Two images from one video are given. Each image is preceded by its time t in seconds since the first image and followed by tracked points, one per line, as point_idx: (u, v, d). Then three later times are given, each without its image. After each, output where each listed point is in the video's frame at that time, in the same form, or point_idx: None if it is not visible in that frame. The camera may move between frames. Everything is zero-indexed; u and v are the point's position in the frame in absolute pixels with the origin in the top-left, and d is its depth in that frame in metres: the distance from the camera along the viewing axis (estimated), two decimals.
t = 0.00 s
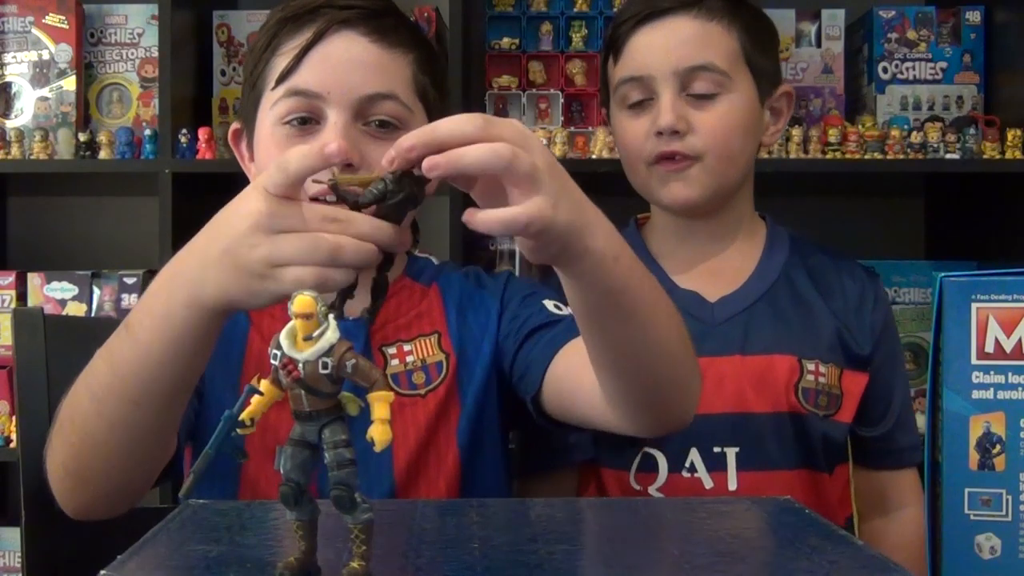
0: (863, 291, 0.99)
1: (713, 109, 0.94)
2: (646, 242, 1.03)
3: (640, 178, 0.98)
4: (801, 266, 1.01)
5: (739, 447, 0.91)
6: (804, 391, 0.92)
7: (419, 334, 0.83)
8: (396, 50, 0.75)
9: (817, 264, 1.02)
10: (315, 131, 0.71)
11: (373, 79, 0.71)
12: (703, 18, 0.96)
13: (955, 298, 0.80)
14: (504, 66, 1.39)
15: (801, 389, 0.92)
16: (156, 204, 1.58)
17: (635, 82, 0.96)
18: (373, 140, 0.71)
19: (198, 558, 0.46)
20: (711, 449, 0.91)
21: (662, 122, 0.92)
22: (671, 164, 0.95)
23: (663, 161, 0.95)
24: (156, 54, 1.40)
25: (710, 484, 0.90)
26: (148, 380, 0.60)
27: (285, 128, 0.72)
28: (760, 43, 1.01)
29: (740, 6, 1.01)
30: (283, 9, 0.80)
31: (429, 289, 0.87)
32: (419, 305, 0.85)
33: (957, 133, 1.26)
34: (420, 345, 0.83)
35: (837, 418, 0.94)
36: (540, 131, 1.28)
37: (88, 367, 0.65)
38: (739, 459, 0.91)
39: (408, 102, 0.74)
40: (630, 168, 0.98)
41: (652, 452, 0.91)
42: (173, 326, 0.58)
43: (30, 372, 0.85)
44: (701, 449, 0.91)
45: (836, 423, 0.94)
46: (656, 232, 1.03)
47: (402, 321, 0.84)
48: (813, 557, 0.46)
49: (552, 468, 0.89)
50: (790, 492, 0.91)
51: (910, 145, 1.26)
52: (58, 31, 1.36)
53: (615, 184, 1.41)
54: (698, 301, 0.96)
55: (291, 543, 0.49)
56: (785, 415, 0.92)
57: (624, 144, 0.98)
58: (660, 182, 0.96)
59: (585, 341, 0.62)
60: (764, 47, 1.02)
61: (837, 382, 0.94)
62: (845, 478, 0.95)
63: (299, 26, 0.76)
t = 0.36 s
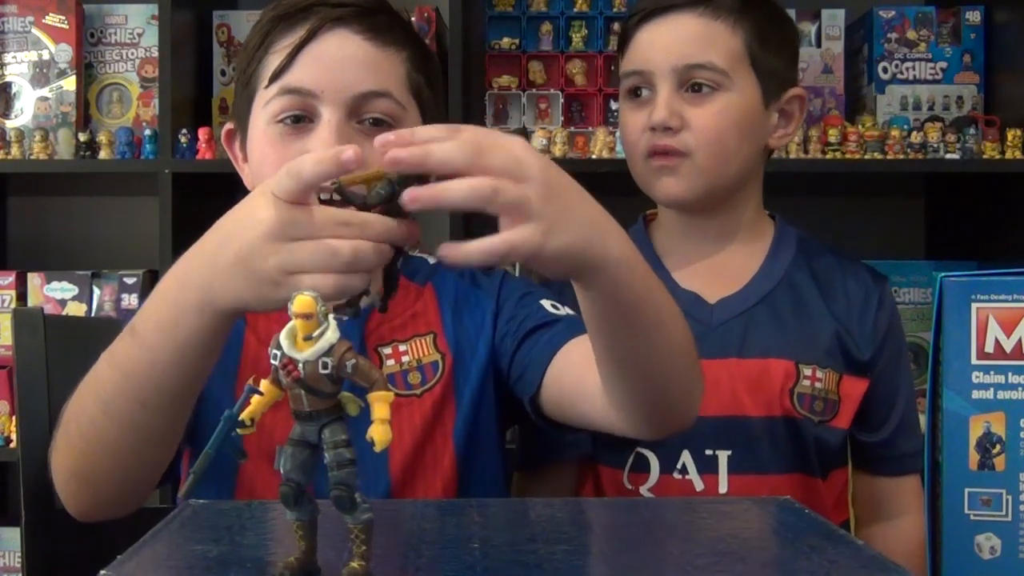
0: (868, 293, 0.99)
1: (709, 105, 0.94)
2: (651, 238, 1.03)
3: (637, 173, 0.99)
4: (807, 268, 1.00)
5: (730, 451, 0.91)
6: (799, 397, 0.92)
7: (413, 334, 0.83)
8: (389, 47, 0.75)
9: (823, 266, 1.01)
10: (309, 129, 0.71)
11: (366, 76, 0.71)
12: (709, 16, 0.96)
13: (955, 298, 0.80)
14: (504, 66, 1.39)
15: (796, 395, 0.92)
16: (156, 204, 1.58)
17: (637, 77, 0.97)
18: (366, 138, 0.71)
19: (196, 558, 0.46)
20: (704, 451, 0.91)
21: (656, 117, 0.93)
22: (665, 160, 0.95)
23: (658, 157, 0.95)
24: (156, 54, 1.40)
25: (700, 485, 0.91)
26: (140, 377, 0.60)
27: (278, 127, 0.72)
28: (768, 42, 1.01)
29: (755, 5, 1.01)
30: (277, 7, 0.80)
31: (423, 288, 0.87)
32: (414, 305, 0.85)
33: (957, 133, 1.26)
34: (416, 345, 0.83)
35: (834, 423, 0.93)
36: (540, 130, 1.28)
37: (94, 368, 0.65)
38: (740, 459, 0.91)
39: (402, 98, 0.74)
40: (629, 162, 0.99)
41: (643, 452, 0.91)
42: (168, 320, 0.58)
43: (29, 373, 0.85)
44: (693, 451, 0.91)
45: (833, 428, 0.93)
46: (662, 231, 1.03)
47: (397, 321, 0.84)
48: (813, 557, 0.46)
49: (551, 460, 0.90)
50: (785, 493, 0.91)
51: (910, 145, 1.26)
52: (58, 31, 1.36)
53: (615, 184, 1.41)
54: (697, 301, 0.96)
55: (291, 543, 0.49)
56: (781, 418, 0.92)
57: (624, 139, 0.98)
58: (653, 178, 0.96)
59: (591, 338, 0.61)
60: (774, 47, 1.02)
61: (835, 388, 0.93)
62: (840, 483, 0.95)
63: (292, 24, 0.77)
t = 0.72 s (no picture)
0: (866, 295, 0.98)
1: (711, 106, 0.94)
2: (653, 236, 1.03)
3: (635, 171, 0.99)
4: (806, 270, 1.00)
5: (718, 453, 0.91)
6: (790, 398, 0.92)
7: (417, 341, 0.83)
8: (349, 47, 0.74)
9: (823, 269, 1.01)
10: (271, 143, 0.70)
11: (320, 84, 0.70)
12: (713, 17, 0.96)
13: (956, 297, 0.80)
14: (504, 66, 1.39)
15: (787, 397, 0.92)
16: (156, 204, 1.58)
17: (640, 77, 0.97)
18: (325, 146, 0.70)
19: (196, 558, 0.46)
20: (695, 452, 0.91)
21: (655, 115, 0.94)
22: (663, 159, 0.95)
23: (656, 156, 0.95)
24: (156, 54, 1.40)
25: (690, 486, 0.91)
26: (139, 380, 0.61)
27: (246, 144, 0.72)
28: (772, 43, 1.00)
29: (763, 6, 1.01)
30: (244, 18, 0.80)
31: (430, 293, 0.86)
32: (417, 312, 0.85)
33: (957, 133, 1.26)
34: (420, 351, 0.83)
35: (825, 427, 0.93)
36: (540, 130, 1.28)
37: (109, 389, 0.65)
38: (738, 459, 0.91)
39: (361, 101, 0.72)
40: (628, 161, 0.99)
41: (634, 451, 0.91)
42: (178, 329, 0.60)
43: (29, 373, 0.85)
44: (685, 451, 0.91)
45: (824, 431, 0.93)
46: (666, 232, 1.02)
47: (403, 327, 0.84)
48: (812, 557, 0.46)
49: (548, 459, 0.91)
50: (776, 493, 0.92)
51: (910, 145, 1.26)
52: (58, 31, 1.36)
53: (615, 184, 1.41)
54: (692, 302, 0.96)
55: (291, 543, 0.49)
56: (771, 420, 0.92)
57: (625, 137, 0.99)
58: (649, 177, 0.96)
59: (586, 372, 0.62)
60: (778, 49, 1.01)
61: (827, 392, 0.93)
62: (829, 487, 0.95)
63: (252, 35, 0.76)
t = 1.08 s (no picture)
0: (869, 297, 0.98)
1: (715, 109, 0.95)
2: (657, 236, 1.03)
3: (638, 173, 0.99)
4: (809, 272, 0.99)
5: (726, 453, 0.91)
6: (796, 398, 0.92)
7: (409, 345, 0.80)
8: (331, 57, 0.73)
9: (825, 269, 1.00)
10: (256, 157, 0.70)
11: (303, 96, 0.69)
12: (715, 18, 0.96)
13: (955, 298, 0.80)
14: (504, 66, 1.39)
15: (793, 397, 0.92)
16: (156, 204, 1.58)
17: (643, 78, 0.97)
18: (308, 160, 0.69)
19: (196, 559, 0.46)
20: (701, 452, 0.91)
21: (658, 117, 0.94)
22: (665, 161, 0.95)
23: (658, 158, 0.96)
24: (156, 54, 1.40)
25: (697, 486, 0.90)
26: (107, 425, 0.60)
27: (232, 158, 0.71)
28: (774, 44, 1.01)
29: (764, 8, 1.01)
30: (226, 28, 0.80)
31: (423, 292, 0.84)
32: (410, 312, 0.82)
33: (957, 133, 1.26)
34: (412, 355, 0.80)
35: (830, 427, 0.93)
36: (540, 130, 1.28)
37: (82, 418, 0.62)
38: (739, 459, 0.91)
39: (347, 112, 0.72)
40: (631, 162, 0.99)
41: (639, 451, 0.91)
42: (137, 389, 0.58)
43: (29, 374, 0.85)
44: (690, 451, 0.90)
45: (829, 431, 0.93)
46: (670, 234, 1.02)
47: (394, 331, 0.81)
48: (811, 557, 0.46)
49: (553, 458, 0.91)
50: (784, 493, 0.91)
51: (910, 145, 1.26)
52: (58, 31, 1.36)
53: (615, 184, 1.41)
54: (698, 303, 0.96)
55: (291, 543, 0.49)
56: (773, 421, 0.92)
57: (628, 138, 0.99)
58: (652, 180, 0.97)
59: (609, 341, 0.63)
60: (780, 51, 1.02)
61: (832, 391, 0.93)
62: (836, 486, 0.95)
63: (234, 46, 0.76)
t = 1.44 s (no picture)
0: (874, 298, 0.97)
1: (726, 110, 0.94)
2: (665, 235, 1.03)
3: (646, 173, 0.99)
4: (815, 272, 0.99)
5: (732, 453, 0.91)
6: (803, 399, 0.92)
7: (378, 341, 0.77)
8: (333, 39, 0.73)
9: (831, 269, 1.00)
10: (261, 138, 0.69)
11: (311, 75, 0.70)
12: (723, 20, 0.96)
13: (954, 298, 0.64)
14: (504, 66, 1.39)
15: (801, 398, 0.91)
16: (156, 204, 1.58)
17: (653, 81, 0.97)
18: (320, 140, 0.69)
19: (199, 559, 0.46)
20: (707, 452, 0.91)
21: (668, 118, 0.94)
22: (675, 163, 0.95)
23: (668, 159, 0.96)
24: (156, 54, 1.40)
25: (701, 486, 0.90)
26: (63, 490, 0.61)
27: (230, 141, 0.70)
28: (781, 44, 1.01)
29: (770, 10, 1.01)
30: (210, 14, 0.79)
31: (393, 286, 0.80)
32: (382, 306, 0.79)
33: (957, 133, 1.26)
34: (382, 352, 0.77)
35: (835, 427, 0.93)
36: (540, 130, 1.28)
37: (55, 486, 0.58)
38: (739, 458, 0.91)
39: (353, 93, 0.72)
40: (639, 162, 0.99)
41: (647, 450, 0.91)
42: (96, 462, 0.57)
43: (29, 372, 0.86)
44: (694, 450, 0.91)
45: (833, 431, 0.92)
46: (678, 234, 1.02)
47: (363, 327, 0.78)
48: (812, 557, 0.46)
49: (557, 458, 0.91)
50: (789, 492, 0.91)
51: (910, 145, 1.26)
52: (58, 31, 1.36)
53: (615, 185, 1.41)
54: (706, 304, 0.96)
55: (292, 543, 0.49)
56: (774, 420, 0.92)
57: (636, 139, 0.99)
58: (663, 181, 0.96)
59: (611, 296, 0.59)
60: (787, 50, 1.02)
61: (838, 392, 0.93)
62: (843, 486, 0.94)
63: (226, 31, 0.75)
